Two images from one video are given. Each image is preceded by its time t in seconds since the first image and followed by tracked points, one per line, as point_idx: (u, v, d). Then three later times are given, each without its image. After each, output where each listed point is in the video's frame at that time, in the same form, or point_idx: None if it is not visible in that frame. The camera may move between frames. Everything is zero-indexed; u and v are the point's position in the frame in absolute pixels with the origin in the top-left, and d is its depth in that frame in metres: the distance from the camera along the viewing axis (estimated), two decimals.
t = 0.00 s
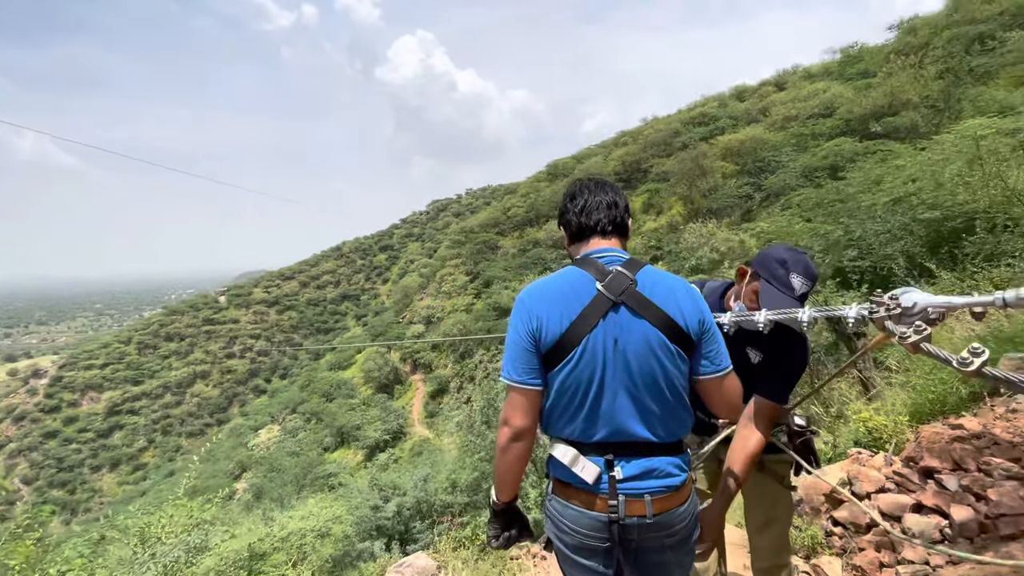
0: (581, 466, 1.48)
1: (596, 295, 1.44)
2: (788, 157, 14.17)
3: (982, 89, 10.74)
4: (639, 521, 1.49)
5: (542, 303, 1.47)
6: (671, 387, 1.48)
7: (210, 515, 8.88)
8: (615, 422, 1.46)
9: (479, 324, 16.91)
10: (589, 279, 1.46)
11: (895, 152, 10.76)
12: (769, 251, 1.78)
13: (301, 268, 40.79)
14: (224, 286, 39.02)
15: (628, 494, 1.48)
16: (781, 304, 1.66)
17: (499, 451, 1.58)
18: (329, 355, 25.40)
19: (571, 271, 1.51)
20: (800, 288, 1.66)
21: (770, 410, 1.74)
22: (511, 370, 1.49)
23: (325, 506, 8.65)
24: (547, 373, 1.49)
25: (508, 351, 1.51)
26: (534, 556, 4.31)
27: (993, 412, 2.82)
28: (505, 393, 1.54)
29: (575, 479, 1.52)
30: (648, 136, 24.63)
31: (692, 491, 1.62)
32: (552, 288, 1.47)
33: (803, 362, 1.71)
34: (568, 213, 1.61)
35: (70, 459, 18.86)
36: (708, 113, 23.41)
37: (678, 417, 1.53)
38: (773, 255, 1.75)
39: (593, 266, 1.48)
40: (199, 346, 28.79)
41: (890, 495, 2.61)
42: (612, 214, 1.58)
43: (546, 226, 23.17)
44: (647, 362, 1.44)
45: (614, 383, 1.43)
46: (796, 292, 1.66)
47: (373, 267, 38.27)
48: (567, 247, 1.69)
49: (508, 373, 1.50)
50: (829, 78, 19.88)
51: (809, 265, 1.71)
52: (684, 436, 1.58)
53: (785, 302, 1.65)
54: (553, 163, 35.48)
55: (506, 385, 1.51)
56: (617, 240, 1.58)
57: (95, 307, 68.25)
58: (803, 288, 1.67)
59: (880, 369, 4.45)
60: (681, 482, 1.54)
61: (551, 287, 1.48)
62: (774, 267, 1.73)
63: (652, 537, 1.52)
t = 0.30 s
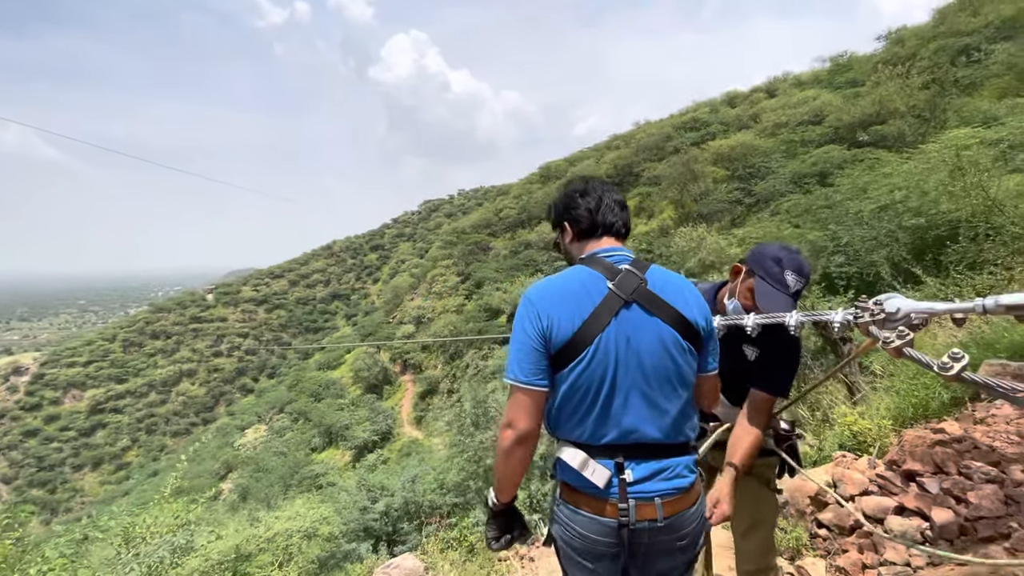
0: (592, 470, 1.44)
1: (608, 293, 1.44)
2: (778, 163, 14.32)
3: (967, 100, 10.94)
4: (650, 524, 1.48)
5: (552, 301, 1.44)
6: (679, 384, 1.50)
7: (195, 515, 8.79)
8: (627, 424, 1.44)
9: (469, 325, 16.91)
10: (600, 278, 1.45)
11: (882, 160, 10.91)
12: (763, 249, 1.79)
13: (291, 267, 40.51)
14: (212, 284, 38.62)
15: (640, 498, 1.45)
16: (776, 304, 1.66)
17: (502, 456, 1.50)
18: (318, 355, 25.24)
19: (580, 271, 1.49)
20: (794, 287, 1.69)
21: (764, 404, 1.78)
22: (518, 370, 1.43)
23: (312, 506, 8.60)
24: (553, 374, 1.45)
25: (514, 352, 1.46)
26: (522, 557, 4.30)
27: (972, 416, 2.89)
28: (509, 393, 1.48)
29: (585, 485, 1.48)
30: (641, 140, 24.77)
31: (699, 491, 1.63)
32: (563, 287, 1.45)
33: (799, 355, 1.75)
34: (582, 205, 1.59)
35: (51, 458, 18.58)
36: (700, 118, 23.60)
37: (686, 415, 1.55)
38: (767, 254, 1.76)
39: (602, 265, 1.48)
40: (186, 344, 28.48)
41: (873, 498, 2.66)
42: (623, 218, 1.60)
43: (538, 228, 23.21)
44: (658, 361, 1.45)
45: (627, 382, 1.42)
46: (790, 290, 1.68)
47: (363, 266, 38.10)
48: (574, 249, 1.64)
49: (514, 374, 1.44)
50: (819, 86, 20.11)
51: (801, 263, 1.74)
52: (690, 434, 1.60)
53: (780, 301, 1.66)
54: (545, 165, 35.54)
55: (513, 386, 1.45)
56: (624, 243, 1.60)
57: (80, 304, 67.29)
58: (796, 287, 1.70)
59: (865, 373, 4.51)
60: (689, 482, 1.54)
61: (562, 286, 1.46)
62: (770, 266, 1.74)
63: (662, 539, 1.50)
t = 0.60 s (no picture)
0: (635, 491, 1.13)
1: (639, 299, 1.14)
2: (766, 168, 14.48)
3: (950, 109, 11.16)
4: (694, 545, 1.20)
5: (580, 302, 1.12)
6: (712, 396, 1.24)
7: (179, 516, 8.71)
8: (670, 435, 1.15)
9: (459, 326, 16.89)
10: (629, 283, 1.16)
11: (868, 167, 11.09)
12: (757, 250, 1.75)
13: (279, 265, 40.19)
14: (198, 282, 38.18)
15: (685, 517, 1.16)
16: (776, 305, 1.63)
17: (533, 476, 1.17)
18: (306, 354, 25.09)
19: (602, 275, 1.18)
20: (789, 286, 1.67)
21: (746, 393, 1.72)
22: (551, 383, 1.11)
23: (299, 507, 8.55)
24: (588, 389, 1.14)
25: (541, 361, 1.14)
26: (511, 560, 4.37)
27: (952, 419, 2.94)
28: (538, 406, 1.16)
29: (622, 508, 1.16)
30: (632, 144, 24.92)
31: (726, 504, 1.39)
32: (588, 290, 1.14)
33: (777, 362, 1.69)
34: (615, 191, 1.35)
35: (31, 458, 18.26)
36: (690, 122, 23.81)
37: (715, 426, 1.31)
38: (762, 255, 1.71)
39: (628, 270, 1.18)
40: (171, 343, 28.13)
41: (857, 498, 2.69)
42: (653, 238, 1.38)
43: (528, 229, 23.27)
44: (695, 371, 1.18)
45: (668, 396, 1.14)
46: (787, 290, 1.66)
47: (353, 266, 37.91)
48: (599, 247, 1.34)
49: (546, 387, 1.12)
50: (807, 92, 20.38)
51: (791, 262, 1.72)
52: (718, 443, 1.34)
53: (779, 302, 1.63)
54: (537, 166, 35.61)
55: (544, 401, 1.13)
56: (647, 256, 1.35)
57: (62, 300, 65.97)
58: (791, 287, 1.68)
59: (850, 377, 4.58)
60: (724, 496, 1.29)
61: (586, 289, 1.14)
62: (764, 266, 1.69)
63: (703, 560, 1.23)
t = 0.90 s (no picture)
0: (662, 497, 1.03)
1: (662, 294, 1.03)
2: (757, 171, 14.61)
3: (936, 115, 11.32)
4: (711, 545, 1.13)
5: (608, 297, 0.97)
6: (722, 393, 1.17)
7: (166, 517, 8.59)
8: (693, 436, 1.06)
9: (450, 326, 16.83)
10: (653, 279, 1.03)
11: (856, 171, 11.22)
12: (776, 257, 1.75)
13: (268, 264, 39.83)
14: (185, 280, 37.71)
15: (706, 518, 1.09)
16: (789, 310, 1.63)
17: (559, 497, 0.98)
18: (296, 354, 24.90)
19: (624, 269, 1.03)
20: (804, 293, 1.67)
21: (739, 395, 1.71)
22: (583, 390, 0.94)
23: (288, 508, 8.46)
24: (620, 395, 1.00)
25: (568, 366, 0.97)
26: (501, 560, 4.33)
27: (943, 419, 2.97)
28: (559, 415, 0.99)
29: (646, 517, 1.05)
30: (624, 146, 25.03)
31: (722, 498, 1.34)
32: (616, 285, 0.99)
33: (775, 366, 1.70)
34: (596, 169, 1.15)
35: (13, 458, 17.91)
36: (682, 125, 23.96)
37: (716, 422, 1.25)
38: (782, 261, 1.72)
39: (645, 262, 1.06)
40: (157, 342, 27.76)
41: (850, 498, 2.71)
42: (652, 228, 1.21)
43: (520, 229, 23.25)
44: (713, 368, 1.11)
45: (695, 397, 1.04)
46: (802, 295, 1.66)
47: (343, 265, 37.70)
48: (609, 238, 1.13)
49: (578, 396, 0.95)
50: (797, 97, 20.61)
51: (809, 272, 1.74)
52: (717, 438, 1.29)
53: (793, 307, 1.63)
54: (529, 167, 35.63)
55: (574, 409, 0.95)
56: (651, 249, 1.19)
57: (46, 298, 64.86)
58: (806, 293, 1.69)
59: (839, 378, 4.63)
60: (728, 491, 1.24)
61: (613, 284, 1.00)
62: (780, 270, 1.69)
63: (715, 560, 1.17)
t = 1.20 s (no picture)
0: (688, 513, 0.98)
1: (701, 298, 0.96)
2: (745, 174, 14.77)
3: (919, 120, 11.55)
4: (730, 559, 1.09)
5: (659, 302, 0.88)
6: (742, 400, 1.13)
7: (151, 523, 8.41)
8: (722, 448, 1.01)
9: (440, 327, 16.75)
10: (692, 282, 0.96)
11: (841, 175, 11.40)
12: (801, 263, 1.77)
13: (255, 265, 39.36)
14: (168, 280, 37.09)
15: (729, 534, 1.04)
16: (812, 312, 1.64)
17: (610, 537, 0.83)
18: (283, 355, 24.62)
19: (664, 271, 0.95)
20: (826, 298, 1.69)
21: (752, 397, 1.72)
22: (641, 409, 0.82)
23: (276, 511, 8.33)
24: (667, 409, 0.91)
25: (622, 381, 0.84)
26: (494, 561, 4.38)
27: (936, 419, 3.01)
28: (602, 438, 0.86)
29: (670, 532, 0.99)
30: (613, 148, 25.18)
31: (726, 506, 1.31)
32: (663, 287, 0.90)
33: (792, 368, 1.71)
34: (591, 168, 1.06)
35: None
36: (670, 128, 24.17)
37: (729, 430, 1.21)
38: (807, 267, 1.74)
39: (677, 263, 0.99)
40: (139, 343, 27.24)
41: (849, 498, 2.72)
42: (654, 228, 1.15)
43: (510, 230, 23.25)
44: (742, 376, 1.05)
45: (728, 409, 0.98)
46: (824, 300, 1.68)
47: (331, 266, 37.39)
48: (639, 238, 1.02)
49: (635, 418, 0.82)
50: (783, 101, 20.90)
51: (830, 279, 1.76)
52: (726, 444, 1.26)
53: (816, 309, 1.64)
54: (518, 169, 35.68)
55: (627, 430, 0.82)
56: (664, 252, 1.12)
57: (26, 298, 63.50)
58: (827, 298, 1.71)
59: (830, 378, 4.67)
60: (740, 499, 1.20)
61: (661, 287, 0.90)
62: (803, 275, 1.71)
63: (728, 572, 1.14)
